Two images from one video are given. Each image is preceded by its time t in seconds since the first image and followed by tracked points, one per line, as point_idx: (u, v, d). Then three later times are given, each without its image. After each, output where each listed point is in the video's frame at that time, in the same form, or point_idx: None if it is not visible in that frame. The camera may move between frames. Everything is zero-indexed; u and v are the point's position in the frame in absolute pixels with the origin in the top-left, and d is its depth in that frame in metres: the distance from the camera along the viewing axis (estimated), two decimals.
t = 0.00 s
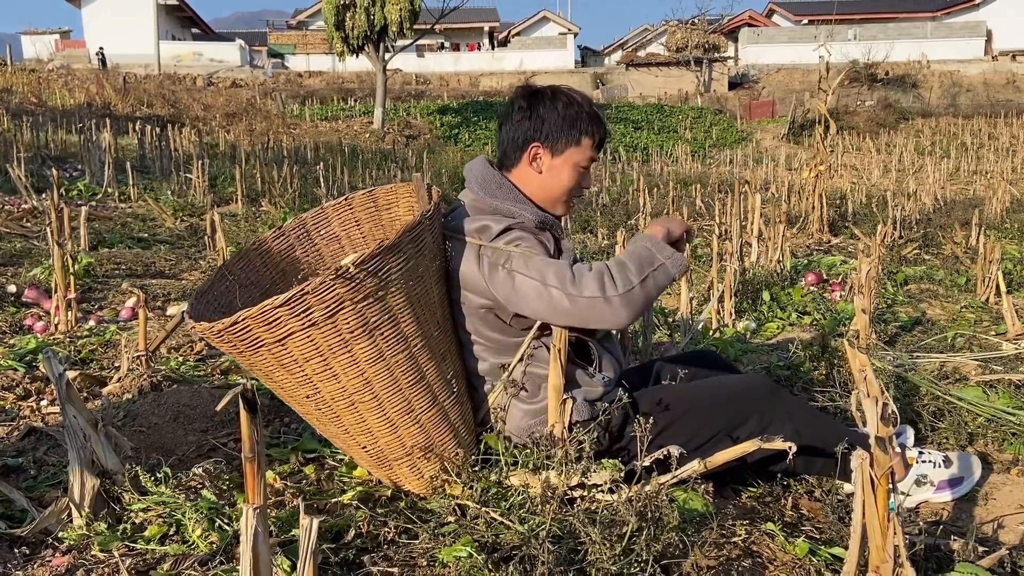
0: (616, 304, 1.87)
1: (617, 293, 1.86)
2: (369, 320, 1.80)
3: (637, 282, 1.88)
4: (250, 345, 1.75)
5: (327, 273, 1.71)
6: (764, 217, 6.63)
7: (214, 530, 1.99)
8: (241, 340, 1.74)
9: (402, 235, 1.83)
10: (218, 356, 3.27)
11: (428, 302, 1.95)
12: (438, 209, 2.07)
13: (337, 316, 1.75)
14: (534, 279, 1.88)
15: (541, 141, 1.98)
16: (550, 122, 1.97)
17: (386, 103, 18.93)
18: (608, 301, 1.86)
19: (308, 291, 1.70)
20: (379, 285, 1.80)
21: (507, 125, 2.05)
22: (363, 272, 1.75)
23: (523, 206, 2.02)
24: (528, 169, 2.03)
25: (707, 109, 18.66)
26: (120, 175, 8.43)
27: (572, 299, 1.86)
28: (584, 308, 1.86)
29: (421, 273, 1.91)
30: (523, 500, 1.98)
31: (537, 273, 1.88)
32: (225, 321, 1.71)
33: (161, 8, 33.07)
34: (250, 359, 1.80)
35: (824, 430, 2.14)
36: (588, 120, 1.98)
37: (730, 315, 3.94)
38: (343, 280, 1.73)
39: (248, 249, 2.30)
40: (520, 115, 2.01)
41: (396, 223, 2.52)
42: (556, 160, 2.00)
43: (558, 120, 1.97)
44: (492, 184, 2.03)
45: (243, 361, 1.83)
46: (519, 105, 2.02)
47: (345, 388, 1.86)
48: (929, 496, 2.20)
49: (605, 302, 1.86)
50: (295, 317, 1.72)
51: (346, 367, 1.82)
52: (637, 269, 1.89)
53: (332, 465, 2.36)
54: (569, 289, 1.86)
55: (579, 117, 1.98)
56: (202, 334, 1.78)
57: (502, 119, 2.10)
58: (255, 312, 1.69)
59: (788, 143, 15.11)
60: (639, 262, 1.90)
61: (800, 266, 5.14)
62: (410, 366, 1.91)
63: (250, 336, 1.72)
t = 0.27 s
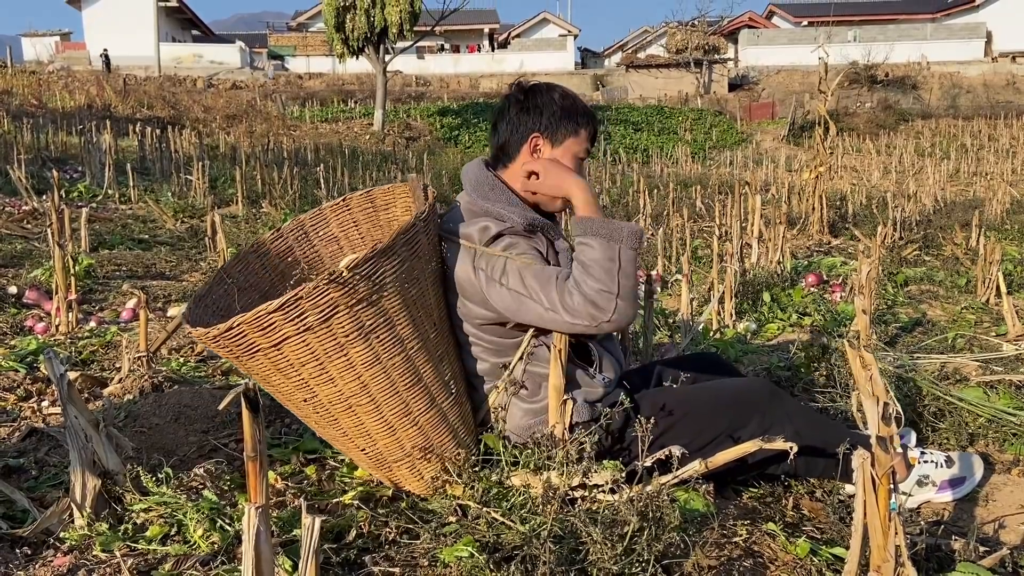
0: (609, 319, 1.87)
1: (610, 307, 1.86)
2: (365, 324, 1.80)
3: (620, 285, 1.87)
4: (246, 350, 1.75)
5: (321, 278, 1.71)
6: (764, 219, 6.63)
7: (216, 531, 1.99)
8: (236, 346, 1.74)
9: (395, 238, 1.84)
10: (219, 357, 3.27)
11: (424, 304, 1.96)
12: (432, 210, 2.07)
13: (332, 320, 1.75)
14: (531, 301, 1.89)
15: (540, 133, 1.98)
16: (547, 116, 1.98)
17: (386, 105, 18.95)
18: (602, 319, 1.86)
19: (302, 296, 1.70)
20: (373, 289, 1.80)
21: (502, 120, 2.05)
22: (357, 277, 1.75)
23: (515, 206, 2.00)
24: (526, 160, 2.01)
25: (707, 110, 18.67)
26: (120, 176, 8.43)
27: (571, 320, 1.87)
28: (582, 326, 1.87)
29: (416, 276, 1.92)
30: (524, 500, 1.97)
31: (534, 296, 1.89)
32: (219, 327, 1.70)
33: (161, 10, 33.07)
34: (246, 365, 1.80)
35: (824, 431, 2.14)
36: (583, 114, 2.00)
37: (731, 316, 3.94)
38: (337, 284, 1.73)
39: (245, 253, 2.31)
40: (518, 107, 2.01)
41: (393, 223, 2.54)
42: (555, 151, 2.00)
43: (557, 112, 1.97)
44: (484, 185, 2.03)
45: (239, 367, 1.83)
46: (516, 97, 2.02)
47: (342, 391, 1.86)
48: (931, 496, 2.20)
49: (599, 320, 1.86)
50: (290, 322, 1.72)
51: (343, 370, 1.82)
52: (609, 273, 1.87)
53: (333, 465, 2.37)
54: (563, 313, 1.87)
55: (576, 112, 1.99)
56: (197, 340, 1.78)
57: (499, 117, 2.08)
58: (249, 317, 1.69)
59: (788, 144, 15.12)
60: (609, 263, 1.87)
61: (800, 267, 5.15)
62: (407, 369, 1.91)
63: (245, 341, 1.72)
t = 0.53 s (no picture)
0: (605, 298, 1.85)
1: (604, 288, 1.84)
2: (353, 328, 1.81)
3: (605, 264, 1.85)
4: (237, 358, 1.75)
5: (305, 283, 1.72)
6: (765, 220, 6.63)
7: (217, 532, 1.99)
8: (226, 353, 1.74)
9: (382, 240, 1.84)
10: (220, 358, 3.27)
11: (415, 307, 1.96)
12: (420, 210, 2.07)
13: (320, 325, 1.76)
14: (528, 303, 1.88)
15: (540, 138, 1.96)
16: (545, 121, 1.96)
17: (386, 107, 18.95)
18: (601, 301, 1.84)
19: (288, 302, 1.71)
20: (360, 292, 1.80)
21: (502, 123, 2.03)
22: (342, 280, 1.76)
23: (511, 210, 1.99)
24: (525, 164, 2.00)
25: (707, 112, 18.68)
26: (121, 178, 8.43)
27: (573, 311, 1.86)
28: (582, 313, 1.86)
29: (405, 277, 1.92)
30: (525, 501, 1.97)
31: (529, 295, 1.88)
32: (208, 336, 1.71)
33: (161, 12, 33.09)
34: (238, 371, 1.81)
35: (824, 432, 2.14)
36: (584, 120, 1.98)
37: (731, 318, 3.94)
38: (322, 289, 1.73)
39: (241, 258, 2.36)
40: (518, 110, 1.99)
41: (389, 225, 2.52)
42: (556, 156, 1.97)
43: (557, 117, 1.95)
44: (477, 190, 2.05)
45: (232, 373, 1.83)
46: (517, 100, 2.00)
47: (334, 395, 1.87)
48: (931, 496, 2.20)
49: (597, 304, 1.84)
50: (278, 328, 1.72)
51: (334, 374, 1.83)
52: (591, 257, 1.84)
53: (334, 466, 2.37)
54: (562, 308, 1.85)
55: (577, 118, 1.97)
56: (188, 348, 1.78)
57: (497, 120, 2.07)
58: (237, 325, 1.69)
59: (788, 145, 15.12)
60: (587, 247, 1.85)
61: (800, 268, 5.15)
62: (399, 371, 1.91)
63: (234, 349, 1.73)
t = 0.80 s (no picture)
0: (585, 266, 1.82)
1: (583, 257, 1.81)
2: (350, 329, 1.81)
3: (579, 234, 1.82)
4: (235, 360, 1.75)
5: (301, 284, 1.72)
6: (765, 221, 6.63)
7: (219, 533, 1.99)
8: (224, 355, 1.74)
9: (377, 242, 1.84)
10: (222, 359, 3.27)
11: (413, 308, 1.96)
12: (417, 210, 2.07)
13: (316, 326, 1.76)
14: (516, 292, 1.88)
15: (541, 146, 1.94)
16: (548, 129, 1.94)
17: (387, 108, 18.96)
18: (584, 272, 1.81)
19: (284, 304, 1.71)
20: (356, 293, 1.80)
21: (508, 127, 2.01)
22: (337, 282, 1.76)
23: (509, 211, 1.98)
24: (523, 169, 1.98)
25: (708, 113, 18.68)
26: (121, 179, 8.44)
27: (561, 290, 1.84)
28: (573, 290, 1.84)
29: (402, 278, 1.92)
30: (527, 502, 1.97)
31: (513, 281, 1.87)
32: (205, 338, 1.71)
33: (161, 13, 33.11)
34: (236, 373, 1.81)
35: (826, 432, 2.14)
36: (589, 131, 1.95)
37: (733, 318, 3.94)
38: (318, 290, 1.73)
39: (244, 259, 2.37)
40: (525, 116, 1.97)
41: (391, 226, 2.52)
42: (557, 165, 1.95)
43: (563, 126, 1.93)
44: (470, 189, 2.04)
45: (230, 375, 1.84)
46: (525, 106, 1.98)
47: (332, 396, 1.87)
48: (933, 496, 2.20)
49: (581, 276, 1.82)
50: (275, 330, 1.72)
51: (332, 376, 1.83)
52: (562, 230, 1.82)
53: (336, 467, 2.37)
54: (549, 290, 1.84)
55: (584, 128, 1.95)
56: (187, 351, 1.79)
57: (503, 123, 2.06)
58: (234, 327, 1.70)
59: (788, 146, 15.12)
60: (555, 221, 1.83)
61: (801, 270, 5.15)
62: (397, 372, 1.91)
63: (232, 351, 1.73)
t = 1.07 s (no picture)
0: (567, 246, 1.79)
1: (565, 237, 1.79)
2: (347, 330, 1.81)
3: (559, 215, 1.81)
4: (233, 363, 1.75)
5: (297, 286, 1.72)
6: (766, 222, 6.63)
7: (220, 534, 2.00)
8: (222, 358, 1.74)
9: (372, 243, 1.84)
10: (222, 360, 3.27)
11: (411, 309, 1.96)
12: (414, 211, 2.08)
13: (314, 327, 1.76)
14: (505, 283, 1.88)
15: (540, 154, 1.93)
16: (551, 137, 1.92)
17: (387, 109, 18.98)
18: (566, 254, 1.80)
19: (281, 305, 1.71)
20: (353, 294, 1.80)
21: (514, 129, 2.00)
22: (333, 282, 1.75)
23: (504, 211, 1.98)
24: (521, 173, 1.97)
25: (708, 114, 18.69)
26: (122, 180, 8.44)
27: (548, 275, 1.83)
28: (560, 273, 1.82)
29: (398, 279, 1.92)
30: (527, 503, 1.97)
31: (500, 270, 1.87)
32: (202, 341, 1.71)
33: (162, 13, 33.13)
34: (233, 375, 1.80)
35: (825, 432, 2.14)
36: (594, 147, 1.93)
37: (733, 319, 3.94)
38: (314, 292, 1.73)
39: (243, 263, 2.38)
40: (531, 120, 1.96)
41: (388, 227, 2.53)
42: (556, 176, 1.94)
43: (566, 137, 1.92)
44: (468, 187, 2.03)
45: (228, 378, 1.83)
46: (532, 110, 1.97)
47: (331, 398, 1.86)
48: (935, 496, 2.20)
49: (565, 258, 1.80)
50: (272, 332, 1.72)
51: (330, 377, 1.83)
52: (540, 213, 1.82)
53: (337, 468, 2.37)
54: (535, 276, 1.83)
55: (589, 142, 1.93)
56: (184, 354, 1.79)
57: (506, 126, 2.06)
58: (231, 329, 1.69)
59: (788, 147, 15.13)
60: (534, 205, 1.83)
61: (801, 270, 5.15)
62: (395, 372, 1.91)
63: (230, 354, 1.73)
